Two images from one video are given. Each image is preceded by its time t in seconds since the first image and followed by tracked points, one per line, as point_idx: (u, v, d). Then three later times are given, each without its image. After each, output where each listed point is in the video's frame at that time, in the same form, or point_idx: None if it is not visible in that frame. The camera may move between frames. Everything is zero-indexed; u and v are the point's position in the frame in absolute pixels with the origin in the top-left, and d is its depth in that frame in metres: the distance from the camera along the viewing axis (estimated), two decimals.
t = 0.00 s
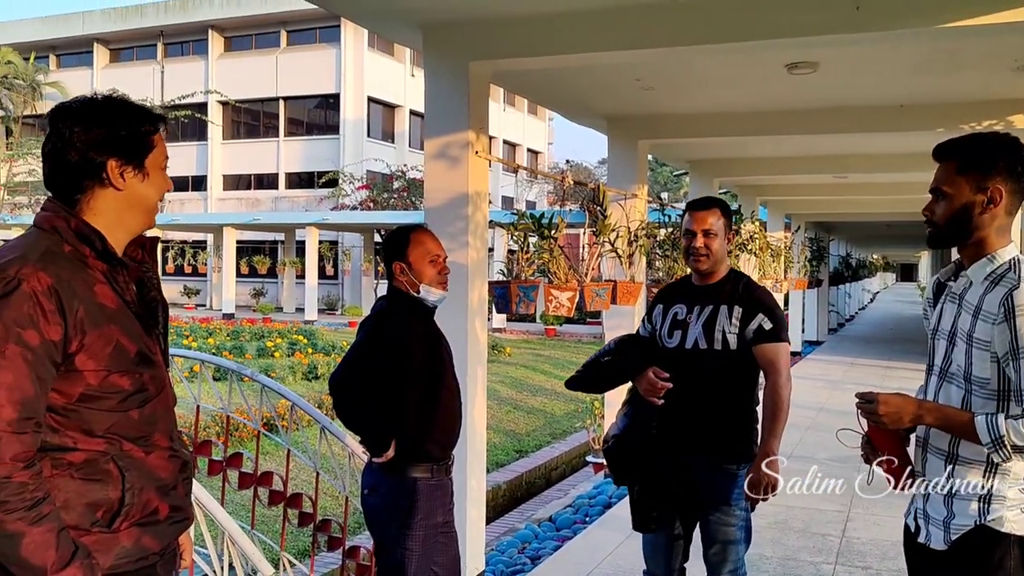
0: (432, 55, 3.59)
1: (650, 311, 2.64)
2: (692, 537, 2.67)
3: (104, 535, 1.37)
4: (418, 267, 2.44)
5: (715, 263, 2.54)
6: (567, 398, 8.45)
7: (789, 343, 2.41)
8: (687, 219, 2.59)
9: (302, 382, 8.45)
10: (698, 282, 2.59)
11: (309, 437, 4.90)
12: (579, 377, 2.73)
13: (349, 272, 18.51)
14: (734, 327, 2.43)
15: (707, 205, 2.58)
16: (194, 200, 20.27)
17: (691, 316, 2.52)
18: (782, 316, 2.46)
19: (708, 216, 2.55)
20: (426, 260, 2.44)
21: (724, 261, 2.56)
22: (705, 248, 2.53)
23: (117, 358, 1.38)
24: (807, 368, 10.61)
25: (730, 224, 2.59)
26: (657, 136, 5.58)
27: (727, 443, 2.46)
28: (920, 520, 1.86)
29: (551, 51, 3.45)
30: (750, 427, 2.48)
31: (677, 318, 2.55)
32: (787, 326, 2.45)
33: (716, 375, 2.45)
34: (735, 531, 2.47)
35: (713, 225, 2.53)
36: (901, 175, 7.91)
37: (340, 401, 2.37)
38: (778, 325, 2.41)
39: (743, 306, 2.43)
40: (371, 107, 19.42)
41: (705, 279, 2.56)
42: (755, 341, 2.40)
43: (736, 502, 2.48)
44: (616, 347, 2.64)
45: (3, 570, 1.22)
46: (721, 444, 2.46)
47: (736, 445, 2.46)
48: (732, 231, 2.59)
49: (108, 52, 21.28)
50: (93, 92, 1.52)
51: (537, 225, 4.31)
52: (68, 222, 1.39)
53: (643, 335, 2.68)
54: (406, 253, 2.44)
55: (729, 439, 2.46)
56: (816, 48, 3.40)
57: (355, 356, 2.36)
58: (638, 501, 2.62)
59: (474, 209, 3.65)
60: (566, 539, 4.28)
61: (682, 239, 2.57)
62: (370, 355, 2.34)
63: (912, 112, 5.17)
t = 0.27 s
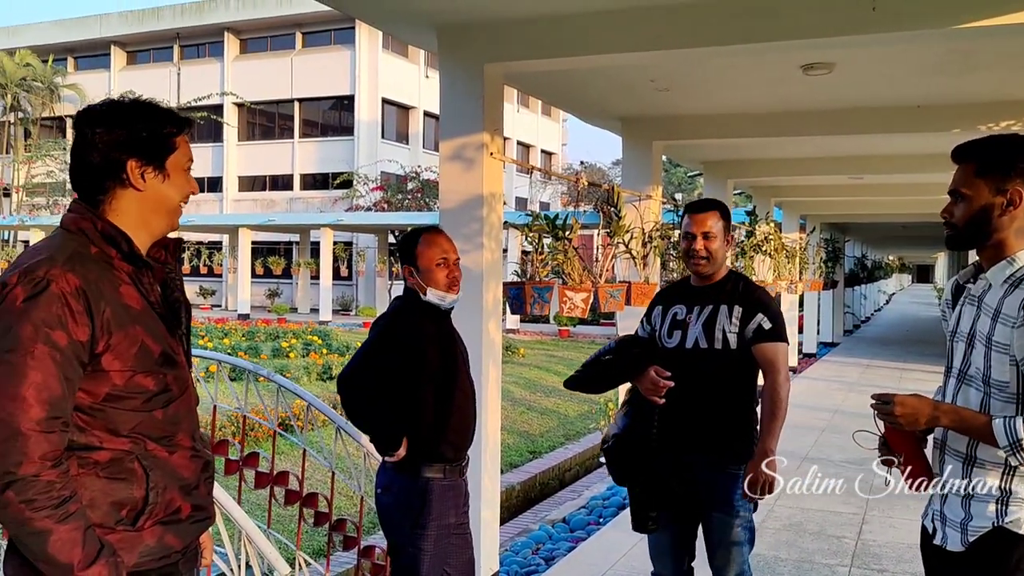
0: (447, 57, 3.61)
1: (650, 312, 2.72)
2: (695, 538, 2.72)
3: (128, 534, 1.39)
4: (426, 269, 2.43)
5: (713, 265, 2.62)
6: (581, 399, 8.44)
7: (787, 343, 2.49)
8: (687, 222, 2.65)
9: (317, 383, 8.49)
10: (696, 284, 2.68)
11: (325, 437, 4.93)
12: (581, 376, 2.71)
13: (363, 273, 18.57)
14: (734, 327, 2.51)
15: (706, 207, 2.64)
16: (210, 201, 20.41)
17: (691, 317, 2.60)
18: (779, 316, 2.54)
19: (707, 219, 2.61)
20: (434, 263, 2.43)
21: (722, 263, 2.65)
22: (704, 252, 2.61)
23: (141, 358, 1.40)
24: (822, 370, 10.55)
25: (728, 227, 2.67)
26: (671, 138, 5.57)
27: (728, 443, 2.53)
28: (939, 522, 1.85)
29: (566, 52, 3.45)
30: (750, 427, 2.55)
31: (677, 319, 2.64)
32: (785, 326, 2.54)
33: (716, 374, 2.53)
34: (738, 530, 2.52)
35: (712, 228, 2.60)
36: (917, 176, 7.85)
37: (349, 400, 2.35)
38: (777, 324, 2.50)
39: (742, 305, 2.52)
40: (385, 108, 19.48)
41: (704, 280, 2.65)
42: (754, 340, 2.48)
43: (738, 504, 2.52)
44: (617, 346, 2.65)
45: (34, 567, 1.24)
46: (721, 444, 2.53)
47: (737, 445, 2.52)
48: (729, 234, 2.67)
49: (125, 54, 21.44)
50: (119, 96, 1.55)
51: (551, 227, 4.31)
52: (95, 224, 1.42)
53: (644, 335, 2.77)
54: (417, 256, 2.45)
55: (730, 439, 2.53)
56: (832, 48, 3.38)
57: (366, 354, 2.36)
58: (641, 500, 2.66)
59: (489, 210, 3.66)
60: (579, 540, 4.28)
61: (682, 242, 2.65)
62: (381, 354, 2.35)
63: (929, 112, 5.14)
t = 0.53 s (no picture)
0: (462, 59, 3.62)
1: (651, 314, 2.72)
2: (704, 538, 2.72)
3: (152, 533, 1.40)
4: (436, 270, 2.44)
5: (714, 265, 2.62)
6: (594, 400, 8.44)
7: (789, 341, 2.50)
8: (686, 223, 2.65)
9: (331, 383, 8.54)
10: (697, 284, 2.68)
11: (340, 437, 4.96)
12: (581, 377, 2.71)
13: (377, 274, 18.64)
14: (737, 326, 2.52)
15: (705, 209, 2.63)
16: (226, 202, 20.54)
17: (692, 318, 2.60)
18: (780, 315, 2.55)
19: (707, 220, 2.61)
20: (444, 265, 2.43)
21: (723, 262, 2.64)
22: (704, 253, 2.60)
23: (166, 358, 1.42)
24: (838, 372, 10.49)
25: (728, 227, 2.65)
26: (686, 139, 5.57)
27: (731, 442, 2.54)
28: (958, 523, 1.83)
29: (582, 54, 3.45)
30: (753, 428, 2.56)
31: (678, 319, 2.63)
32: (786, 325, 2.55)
33: (720, 374, 2.53)
34: (744, 530, 2.53)
35: (712, 229, 2.60)
36: (934, 177, 7.80)
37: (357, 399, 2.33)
38: (778, 323, 2.51)
39: (743, 304, 2.53)
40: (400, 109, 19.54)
41: (705, 280, 2.65)
42: (756, 339, 2.49)
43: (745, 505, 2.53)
44: (618, 348, 2.68)
45: (61, 564, 1.26)
46: (724, 444, 2.54)
47: (739, 444, 2.54)
48: (729, 234, 2.66)
49: (142, 56, 21.56)
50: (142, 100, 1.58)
51: (566, 228, 4.31)
52: (121, 226, 1.44)
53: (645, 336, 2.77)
54: (430, 257, 2.45)
55: (732, 438, 2.54)
56: (848, 49, 3.37)
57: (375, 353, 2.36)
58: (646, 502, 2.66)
59: (504, 212, 3.67)
60: (593, 541, 4.28)
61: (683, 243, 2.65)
62: (390, 352, 2.36)
63: (946, 113, 5.10)
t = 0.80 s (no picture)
0: (478, 59, 3.63)
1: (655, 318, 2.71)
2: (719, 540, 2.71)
3: (177, 532, 1.42)
4: (449, 271, 2.44)
5: (718, 266, 2.61)
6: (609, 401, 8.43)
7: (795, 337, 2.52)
8: (688, 224, 2.63)
9: (347, 383, 8.59)
10: (698, 285, 2.67)
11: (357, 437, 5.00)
12: (589, 384, 2.73)
13: (393, 275, 18.71)
14: (742, 326, 2.53)
15: (708, 209, 2.62)
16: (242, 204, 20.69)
17: (698, 319, 2.60)
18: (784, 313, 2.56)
19: (711, 221, 2.59)
20: (457, 266, 2.43)
21: (725, 262, 2.64)
22: (708, 253, 2.59)
23: (191, 358, 1.44)
24: (854, 374, 10.42)
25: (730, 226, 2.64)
26: (701, 140, 5.55)
27: (738, 442, 2.55)
28: (979, 524, 1.82)
29: (597, 55, 3.46)
30: (761, 428, 2.57)
31: (683, 322, 2.63)
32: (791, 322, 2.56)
33: (727, 375, 2.54)
34: (756, 528, 2.53)
35: (715, 230, 2.58)
36: (951, 177, 7.74)
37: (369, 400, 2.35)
38: (783, 321, 2.52)
39: (748, 304, 2.54)
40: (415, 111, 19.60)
41: (707, 280, 2.65)
42: (762, 338, 2.50)
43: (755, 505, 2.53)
44: (627, 354, 2.69)
45: (87, 561, 1.28)
46: (731, 444, 2.55)
47: (746, 443, 2.54)
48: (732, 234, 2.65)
49: (159, 59, 21.69)
50: (168, 103, 1.59)
51: (582, 229, 4.32)
52: (146, 227, 1.46)
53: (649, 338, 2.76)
54: (446, 257, 2.46)
55: (740, 438, 2.55)
56: (865, 49, 3.35)
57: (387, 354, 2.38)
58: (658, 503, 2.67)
59: (520, 213, 3.67)
60: (609, 542, 4.27)
61: (684, 243, 2.63)
62: (402, 352, 2.37)
63: (964, 113, 5.06)
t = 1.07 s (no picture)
0: (494, 61, 3.64)
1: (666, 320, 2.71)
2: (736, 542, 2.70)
3: (201, 531, 1.44)
4: (468, 273, 2.46)
5: (726, 267, 2.60)
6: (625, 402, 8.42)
7: (805, 336, 2.53)
8: (697, 226, 2.62)
9: (362, 383, 8.63)
10: (708, 287, 2.67)
11: (374, 437, 5.03)
12: (601, 388, 2.69)
13: (407, 275, 18.75)
14: (754, 326, 2.53)
15: (715, 211, 2.61)
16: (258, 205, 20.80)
17: (708, 321, 2.60)
18: (794, 312, 2.57)
19: (718, 222, 2.58)
20: (477, 268, 2.44)
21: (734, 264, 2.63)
22: (717, 255, 2.58)
23: (213, 357, 1.45)
24: (871, 375, 10.34)
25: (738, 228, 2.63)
26: (716, 140, 5.54)
27: (750, 442, 2.55)
28: (996, 525, 1.81)
29: (612, 56, 3.46)
30: (775, 427, 2.57)
31: (694, 323, 2.63)
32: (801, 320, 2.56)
33: (739, 376, 2.54)
34: (766, 526, 2.52)
35: (723, 231, 2.58)
36: (970, 176, 7.67)
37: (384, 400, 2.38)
38: (793, 320, 2.52)
39: (758, 304, 2.54)
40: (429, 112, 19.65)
41: (716, 282, 2.64)
42: (774, 337, 2.50)
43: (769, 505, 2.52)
44: (640, 356, 2.64)
45: (112, 561, 1.30)
46: (744, 444, 2.56)
47: (758, 443, 2.55)
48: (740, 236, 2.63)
49: (176, 61, 21.83)
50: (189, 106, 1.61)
51: (597, 229, 4.32)
52: (168, 230, 1.48)
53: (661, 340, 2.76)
54: (464, 258, 2.47)
55: (752, 437, 2.55)
56: (883, 49, 3.33)
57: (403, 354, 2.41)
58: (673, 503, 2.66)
59: (536, 214, 3.68)
60: (625, 543, 4.27)
61: (693, 246, 2.62)
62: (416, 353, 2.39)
63: (983, 112, 5.02)
